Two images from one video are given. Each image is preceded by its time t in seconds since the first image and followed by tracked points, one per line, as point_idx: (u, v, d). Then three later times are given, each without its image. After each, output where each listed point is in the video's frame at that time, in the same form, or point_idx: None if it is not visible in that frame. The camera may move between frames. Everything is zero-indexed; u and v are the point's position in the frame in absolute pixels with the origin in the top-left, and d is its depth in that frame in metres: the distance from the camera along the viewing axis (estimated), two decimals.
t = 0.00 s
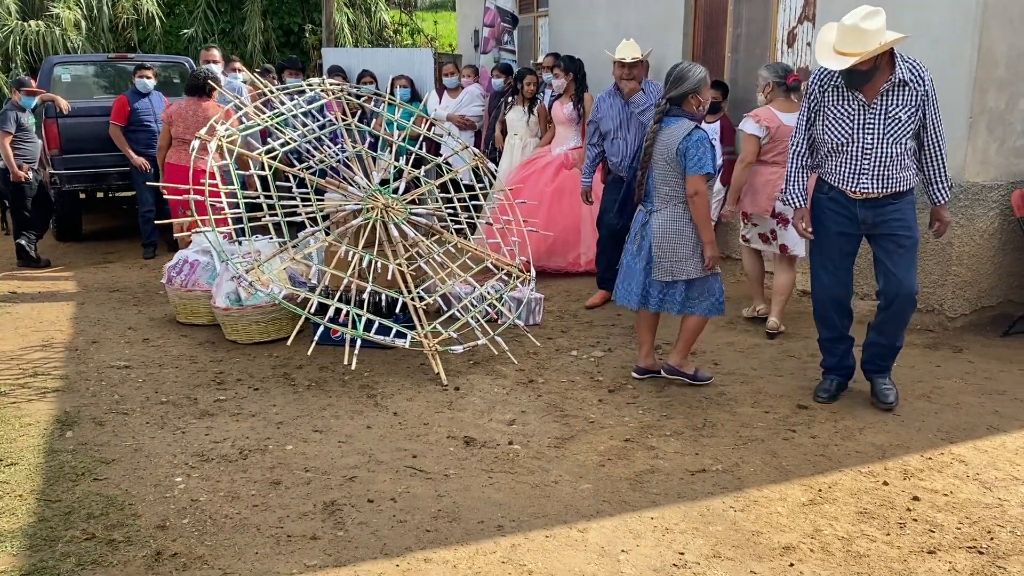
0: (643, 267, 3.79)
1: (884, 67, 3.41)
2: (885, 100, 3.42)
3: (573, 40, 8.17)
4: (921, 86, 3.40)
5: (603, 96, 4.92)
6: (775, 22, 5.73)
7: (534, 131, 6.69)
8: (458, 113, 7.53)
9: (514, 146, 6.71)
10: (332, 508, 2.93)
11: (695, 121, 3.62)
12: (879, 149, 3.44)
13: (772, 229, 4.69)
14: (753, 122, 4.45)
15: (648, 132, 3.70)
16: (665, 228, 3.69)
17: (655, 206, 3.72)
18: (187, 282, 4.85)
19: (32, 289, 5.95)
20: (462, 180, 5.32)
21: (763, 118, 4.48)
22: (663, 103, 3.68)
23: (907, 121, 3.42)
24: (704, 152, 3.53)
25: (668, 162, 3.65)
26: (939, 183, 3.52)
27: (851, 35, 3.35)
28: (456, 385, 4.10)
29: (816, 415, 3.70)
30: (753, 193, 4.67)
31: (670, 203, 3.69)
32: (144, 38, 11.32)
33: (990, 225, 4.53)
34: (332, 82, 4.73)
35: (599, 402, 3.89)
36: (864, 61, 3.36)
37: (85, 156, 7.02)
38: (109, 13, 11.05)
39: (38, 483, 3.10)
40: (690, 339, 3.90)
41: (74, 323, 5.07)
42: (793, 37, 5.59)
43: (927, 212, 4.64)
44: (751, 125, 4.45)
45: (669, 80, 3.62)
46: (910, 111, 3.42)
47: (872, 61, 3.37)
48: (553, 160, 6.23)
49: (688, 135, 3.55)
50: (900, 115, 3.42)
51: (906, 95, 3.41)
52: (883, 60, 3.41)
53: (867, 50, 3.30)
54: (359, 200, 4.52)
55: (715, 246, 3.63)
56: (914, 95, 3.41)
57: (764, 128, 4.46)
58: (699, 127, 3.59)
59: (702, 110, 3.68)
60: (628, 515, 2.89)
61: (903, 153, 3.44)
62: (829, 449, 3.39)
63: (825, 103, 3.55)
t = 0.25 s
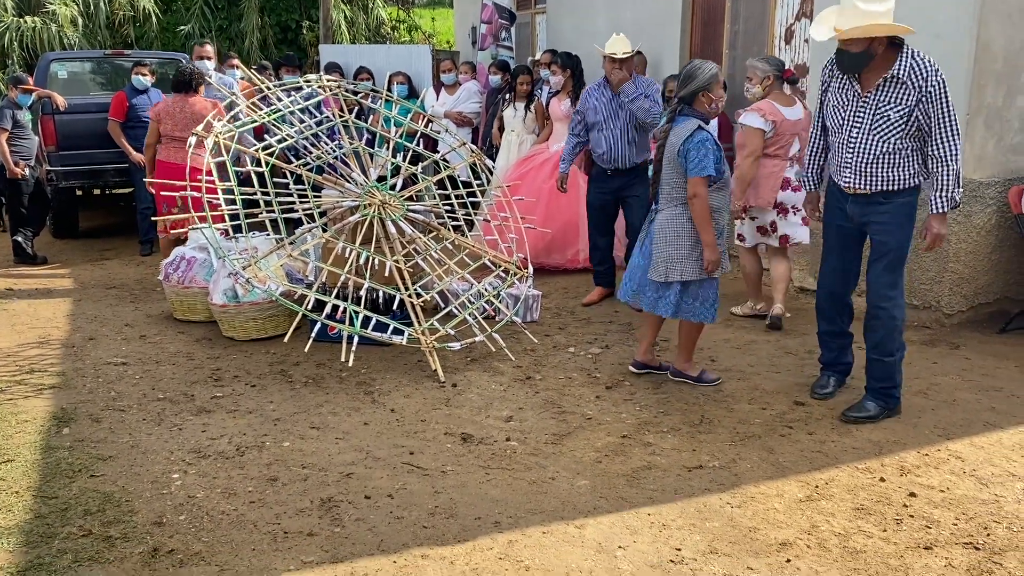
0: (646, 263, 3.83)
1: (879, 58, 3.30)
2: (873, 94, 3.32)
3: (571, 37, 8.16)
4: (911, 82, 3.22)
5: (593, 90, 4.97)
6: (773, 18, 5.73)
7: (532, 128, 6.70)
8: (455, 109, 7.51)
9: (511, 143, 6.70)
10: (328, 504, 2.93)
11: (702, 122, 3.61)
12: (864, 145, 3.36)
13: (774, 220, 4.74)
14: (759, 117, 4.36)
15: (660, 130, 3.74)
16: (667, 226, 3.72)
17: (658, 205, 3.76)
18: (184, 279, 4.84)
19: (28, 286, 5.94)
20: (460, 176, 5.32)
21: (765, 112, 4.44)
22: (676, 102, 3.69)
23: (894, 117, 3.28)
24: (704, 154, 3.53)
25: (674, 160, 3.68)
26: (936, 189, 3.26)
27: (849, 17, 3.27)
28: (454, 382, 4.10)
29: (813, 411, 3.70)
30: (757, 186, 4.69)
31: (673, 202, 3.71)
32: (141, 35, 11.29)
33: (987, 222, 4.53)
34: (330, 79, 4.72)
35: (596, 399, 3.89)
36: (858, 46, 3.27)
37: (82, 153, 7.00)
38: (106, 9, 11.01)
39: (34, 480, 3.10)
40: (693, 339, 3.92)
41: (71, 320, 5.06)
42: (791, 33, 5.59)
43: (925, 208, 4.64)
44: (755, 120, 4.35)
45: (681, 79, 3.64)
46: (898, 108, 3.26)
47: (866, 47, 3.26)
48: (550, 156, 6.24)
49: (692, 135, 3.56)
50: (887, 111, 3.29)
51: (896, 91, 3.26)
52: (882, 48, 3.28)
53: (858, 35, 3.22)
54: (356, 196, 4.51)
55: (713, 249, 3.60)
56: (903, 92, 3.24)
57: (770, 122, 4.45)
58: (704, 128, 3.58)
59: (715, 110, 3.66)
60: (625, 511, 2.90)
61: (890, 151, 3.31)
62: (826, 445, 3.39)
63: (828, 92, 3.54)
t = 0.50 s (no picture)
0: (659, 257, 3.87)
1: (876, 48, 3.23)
2: (863, 94, 3.30)
3: (569, 34, 8.15)
4: (886, 84, 3.16)
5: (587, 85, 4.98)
6: (771, 15, 5.72)
7: (529, 126, 6.69)
8: (453, 107, 7.50)
9: (509, 140, 6.69)
10: (327, 502, 2.93)
11: (710, 120, 3.60)
12: (851, 145, 3.35)
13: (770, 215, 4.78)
14: (762, 113, 4.41)
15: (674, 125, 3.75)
16: (676, 223, 3.74)
17: (670, 202, 3.79)
18: (181, 276, 4.83)
19: (26, 283, 5.93)
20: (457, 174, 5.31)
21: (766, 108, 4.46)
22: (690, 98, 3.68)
23: (871, 119, 3.24)
24: (709, 153, 3.53)
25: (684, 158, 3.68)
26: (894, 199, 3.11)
27: None
28: (452, 379, 4.10)
29: (811, 409, 3.71)
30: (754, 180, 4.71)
31: (682, 200, 3.73)
32: (138, 32, 11.26)
33: (984, 220, 4.54)
34: (327, 76, 4.71)
35: (594, 396, 3.90)
36: (857, 28, 3.22)
37: (79, 150, 6.99)
38: (102, 6, 10.98)
39: (32, 477, 3.09)
40: (693, 338, 3.94)
41: (68, 318, 5.05)
42: (789, 31, 5.58)
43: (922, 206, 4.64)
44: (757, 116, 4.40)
45: (695, 75, 3.63)
46: (875, 109, 3.22)
47: (862, 31, 3.21)
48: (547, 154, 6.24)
49: (700, 134, 3.56)
50: (867, 113, 3.25)
51: (877, 93, 3.21)
52: (879, 38, 3.21)
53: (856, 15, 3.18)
54: (354, 194, 4.50)
55: (717, 249, 3.61)
56: (876, 93, 3.20)
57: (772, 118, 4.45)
58: (711, 127, 3.58)
59: (727, 108, 3.62)
60: (623, 508, 2.90)
61: (872, 153, 3.26)
62: (824, 442, 3.39)
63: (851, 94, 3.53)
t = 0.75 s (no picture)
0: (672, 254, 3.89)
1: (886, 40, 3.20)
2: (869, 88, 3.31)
3: (567, 32, 8.15)
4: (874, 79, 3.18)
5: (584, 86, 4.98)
6: (770, 14, 5.71)
7: (527, 125, 6.69)
8: (451, 105, 7.48)
9: (508, 139, 6.69)
10: (325, 501, 2.93)
11: (720, 118, 3.61)
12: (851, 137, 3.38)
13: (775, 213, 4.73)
14: (774, 114, 4.45)
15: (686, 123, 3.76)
16: (687, 220, 3.76)
17: (681, 199, 3.80)
18: (179, 275, 4.83)
19: (24, 282, 5.93)
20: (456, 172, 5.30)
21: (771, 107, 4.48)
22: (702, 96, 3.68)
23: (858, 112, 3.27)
24: (717, 151, 3.54)
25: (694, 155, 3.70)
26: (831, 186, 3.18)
27: None
28: (450, 378, 4.09)
29: (809, 408, 3.71)
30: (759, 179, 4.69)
31: (693, 198, 3.75)
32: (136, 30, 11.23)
33: (982, 219, 4.54)
34: (325, 74, 4.69)
35: (593, 395, 3.90)
36: (868, 19, 3.20)
37: (76, 148, 6.98)
38: (100, 4, 10.95)
39: (30, 476, 3.09)
40: (694, 336, 3.96)
41: (66, 316, 5.05)
42: (787, 30, 5.56)
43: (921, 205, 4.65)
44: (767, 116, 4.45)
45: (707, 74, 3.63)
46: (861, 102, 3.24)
47: (873, 23, 3.18)
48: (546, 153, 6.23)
49: (710, 131, 3.57)
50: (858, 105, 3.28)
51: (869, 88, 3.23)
52: (889, 31, 3.17)
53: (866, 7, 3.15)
54: (352, 193, 4.48)
55: (723, 247, 3.65)
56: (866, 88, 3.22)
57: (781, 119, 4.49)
58: (721, 125, 3.59)
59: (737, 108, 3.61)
60: (621, 507, 2.90)
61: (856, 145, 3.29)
62: (822, 441, 3.40)
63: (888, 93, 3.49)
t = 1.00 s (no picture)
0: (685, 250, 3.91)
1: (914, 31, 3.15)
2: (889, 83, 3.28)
3: (565, 32, 8.15)
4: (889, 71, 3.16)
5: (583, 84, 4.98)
6: (767, 14, 5.71)
7: (526, 124, 6.69)
8: (449, 105, 7.48)
9: (506, 139, 6.69)
10: (323, 501, 2.93)
11: (729, 115, 3.62)
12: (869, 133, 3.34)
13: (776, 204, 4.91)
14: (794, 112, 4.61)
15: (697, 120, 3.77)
16: (699, 216, 3.77)
17: (691, 196, 3.82)
18: (177, 274, 4.82)
19: (21, 282, 5.92)
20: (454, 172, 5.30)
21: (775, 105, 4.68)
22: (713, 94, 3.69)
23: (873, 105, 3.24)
24: (727, 148, 3.55)
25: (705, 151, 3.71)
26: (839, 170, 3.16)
27: None
28: (448, 378, 4.09)
29: (807, 407, 3.71)
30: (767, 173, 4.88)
31: (704, 194, 3.76)
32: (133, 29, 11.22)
33: (979, 218, 4.55)
34: (323, 74, 4.68)
35: (591, 395, 3.90)
36: (896, 11, 3.17)
37: (74, 148, 6.97)
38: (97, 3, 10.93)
39: (27, 477, 3.09)
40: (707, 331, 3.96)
41: (63, 316, 5.04)
42: (785, 29, 5.56)
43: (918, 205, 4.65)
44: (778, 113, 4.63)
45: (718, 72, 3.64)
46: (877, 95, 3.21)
47: (899, 14, 3.15)
48: (545, 152, 6.23)
49: (720, 128, 3.58)
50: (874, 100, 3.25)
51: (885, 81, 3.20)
52: (915, 23, 3.13)
53: None
54: (350, 192, 4.49)
55: (741, 240, 3.63)
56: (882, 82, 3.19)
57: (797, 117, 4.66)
58: (730, 122, 3.60)
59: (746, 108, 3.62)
60: (619, 507, 2.90)
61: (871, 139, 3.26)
62: (820, 441, 3.40)
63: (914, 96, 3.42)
